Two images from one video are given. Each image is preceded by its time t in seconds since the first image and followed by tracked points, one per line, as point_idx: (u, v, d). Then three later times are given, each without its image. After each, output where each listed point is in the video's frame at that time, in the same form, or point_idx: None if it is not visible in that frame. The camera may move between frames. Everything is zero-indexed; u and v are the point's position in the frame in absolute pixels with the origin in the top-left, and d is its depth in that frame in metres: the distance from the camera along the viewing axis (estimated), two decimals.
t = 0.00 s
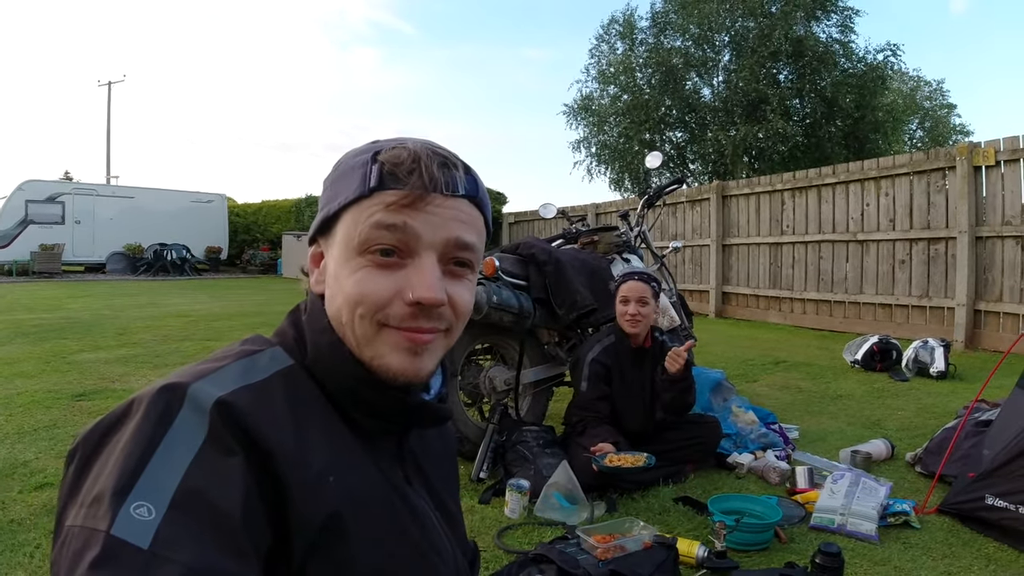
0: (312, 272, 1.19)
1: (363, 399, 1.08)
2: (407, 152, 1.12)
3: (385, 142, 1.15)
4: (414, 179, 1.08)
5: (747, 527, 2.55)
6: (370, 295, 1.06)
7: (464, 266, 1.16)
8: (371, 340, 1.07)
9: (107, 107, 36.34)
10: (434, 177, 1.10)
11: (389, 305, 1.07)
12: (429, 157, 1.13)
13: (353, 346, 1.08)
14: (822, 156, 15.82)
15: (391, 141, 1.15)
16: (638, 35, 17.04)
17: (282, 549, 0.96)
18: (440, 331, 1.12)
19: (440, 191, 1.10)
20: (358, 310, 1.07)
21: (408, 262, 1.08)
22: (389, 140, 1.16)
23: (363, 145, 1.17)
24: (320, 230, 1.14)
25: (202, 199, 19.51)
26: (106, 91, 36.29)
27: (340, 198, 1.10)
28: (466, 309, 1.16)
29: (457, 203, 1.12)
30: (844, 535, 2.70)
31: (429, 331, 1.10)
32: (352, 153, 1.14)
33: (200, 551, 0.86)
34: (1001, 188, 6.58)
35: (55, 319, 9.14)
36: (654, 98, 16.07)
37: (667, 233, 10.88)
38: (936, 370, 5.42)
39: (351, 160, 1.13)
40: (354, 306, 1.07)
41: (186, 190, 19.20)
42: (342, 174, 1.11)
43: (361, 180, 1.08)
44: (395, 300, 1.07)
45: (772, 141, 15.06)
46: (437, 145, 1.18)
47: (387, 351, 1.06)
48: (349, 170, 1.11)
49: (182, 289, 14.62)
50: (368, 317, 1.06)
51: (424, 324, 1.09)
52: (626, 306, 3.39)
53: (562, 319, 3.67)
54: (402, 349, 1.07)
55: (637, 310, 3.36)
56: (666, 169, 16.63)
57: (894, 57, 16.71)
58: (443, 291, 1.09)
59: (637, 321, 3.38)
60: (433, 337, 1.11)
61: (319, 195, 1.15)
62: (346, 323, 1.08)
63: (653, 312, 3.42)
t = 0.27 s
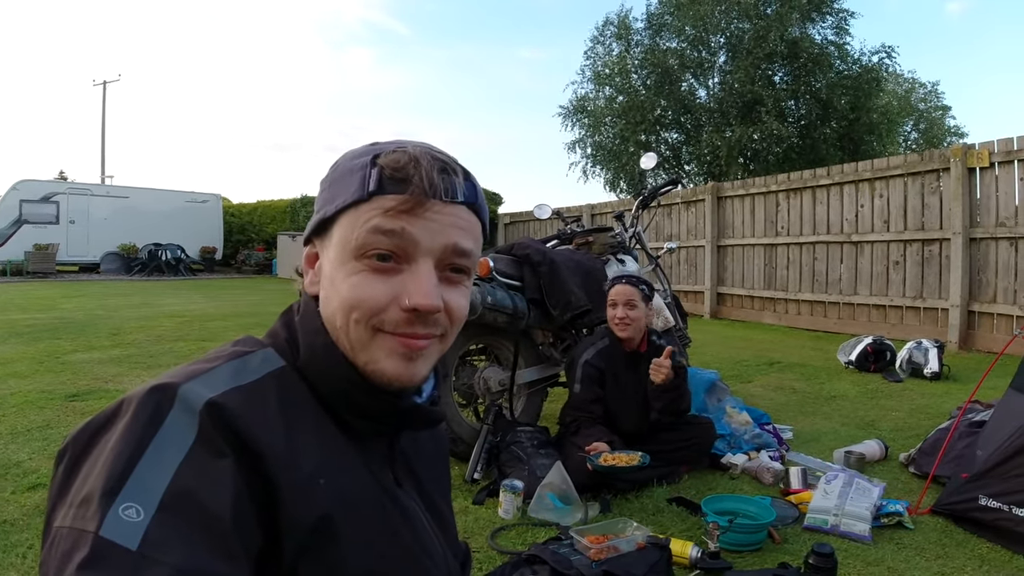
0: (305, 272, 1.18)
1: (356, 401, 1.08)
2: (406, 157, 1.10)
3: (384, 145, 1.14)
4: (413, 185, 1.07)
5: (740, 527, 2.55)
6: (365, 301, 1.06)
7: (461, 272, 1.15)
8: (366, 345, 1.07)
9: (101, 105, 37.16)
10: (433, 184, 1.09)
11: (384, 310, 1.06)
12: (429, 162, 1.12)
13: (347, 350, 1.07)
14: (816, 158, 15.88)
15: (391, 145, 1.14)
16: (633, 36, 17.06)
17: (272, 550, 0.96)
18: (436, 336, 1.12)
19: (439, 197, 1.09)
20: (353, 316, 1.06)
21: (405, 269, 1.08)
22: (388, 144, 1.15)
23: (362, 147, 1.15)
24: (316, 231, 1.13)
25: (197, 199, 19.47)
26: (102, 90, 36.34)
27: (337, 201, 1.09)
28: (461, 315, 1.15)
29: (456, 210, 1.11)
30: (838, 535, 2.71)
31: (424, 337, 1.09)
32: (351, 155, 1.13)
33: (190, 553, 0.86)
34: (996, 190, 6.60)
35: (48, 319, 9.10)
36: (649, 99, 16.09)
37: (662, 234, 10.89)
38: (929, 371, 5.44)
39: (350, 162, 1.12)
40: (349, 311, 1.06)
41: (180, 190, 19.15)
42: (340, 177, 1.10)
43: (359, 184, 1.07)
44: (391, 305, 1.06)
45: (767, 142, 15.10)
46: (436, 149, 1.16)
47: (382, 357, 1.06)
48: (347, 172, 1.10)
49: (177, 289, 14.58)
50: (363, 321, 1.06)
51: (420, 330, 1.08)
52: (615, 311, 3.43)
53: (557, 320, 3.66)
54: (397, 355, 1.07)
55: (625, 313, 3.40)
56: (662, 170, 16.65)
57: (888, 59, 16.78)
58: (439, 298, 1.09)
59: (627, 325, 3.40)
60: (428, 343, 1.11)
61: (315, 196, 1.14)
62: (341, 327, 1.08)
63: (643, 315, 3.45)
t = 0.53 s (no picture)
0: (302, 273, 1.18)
1: (353, 402, 1.08)
2: (402, 157, 1.10)
3: (380, 145, 1.14)
4: (410, 184, 1.07)
5: (737, 528, 2.55)
6: (364, 300, 1.05)
7: (458, 270, 1.15)
8: (364, 344, 1.06)
9: (98, 103, 38.45)
10: (430, 183, 1.09)
11: (383, 309, 1.06)
12: (425, 161, 1.12)
13: (346, 350, 1.07)
14: (813, 159, 15.90)
15: (386, 145, 1.14)
16: (631, 37, 17.07)
17: (268, 550, 0.95)
18: (434, 335, 1.11)
19: (436, 196, 1.09)
20: (352, 315, 1.05)
21: (403, 268, 1.07)
22: (384, 144, 1.15)
23: (356, 148, 1.15)
24: (312, 232, 1.12)
25: (195, 200, 19.43)
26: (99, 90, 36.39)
27: (334, 201, 1.08)
28: (458, 313, 1.15)
29: (452, 209, 1.11)
30: (834, 536, 2.71)
31: (423, 335, 1.09)
32: (346, 156, 1.12)
33: (187, 553, 0.85)
34: (993, 191, 6.61)
35: (44, 320, 9.07)
36: (647, 100, 16.08)
37: (659, 235, 10.90)
38: (927, 372, 5.44)
39: (345, 163, 1.11)
40: (348, 310, 1.06)
41: (177, 190, 19.12)
42: (336, 177, 1.09)
43: (356, 184, 1.07)
44: (390, 304, 1.06)
45: (764, 143, 15.12)
46: (432, 150, 1.16)
47: (381, 356, 1.05)
48: (343, 173, 1.09)
49: (174, 290, 14.55)
50: (362, 320, 1.05)
51: (418, 329, 1.08)
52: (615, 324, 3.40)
53: (553, 321, 3.66)
54: (396, 354, 1.07)
55: (626, 328, 3.37)
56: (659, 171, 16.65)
57: (886, 60, 16.80)
58: (438, 297, 1.09)
59: (627, 339, 3.37)
60: (426, 341, 1.10)
61: (311, 197, 1.14)
62: (339, 327, 1.07)
63: (643, 329, 3.43)
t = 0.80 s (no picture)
0: (298, 274, 1.17)
1: (348, 403, 1.07)
2: (398, 158, 1.10)
3: (376, 146, 1.13)
4: (404, 185, 1.06)
5: (736, 529, 2.55)
6: (359, 301, 1.04)
7: (453, 271, 1.14)
8: (360, 347, 1.05)
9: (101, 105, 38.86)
10: (426, 184, 1.08)
11: (379, 310, 1.05)
12: (420, 162, 1.11)
13: (341, 352, 1.06)
14: (814, 160, 15.89)
15: (383, 146, 1.13)
16: (631, 38, 17.07)
17: (262, 552, 0.94)
18: (429, 336, 1.11)
19: (431, 197, 1.08)
20: (347, 318, 1.05)
21: (398, 268, 1.07)
22: (380, 145, 1.14)
23: (352, 149, 1.14)
24: (308, 233, 1.12)
25: (195, 201, 19.44)
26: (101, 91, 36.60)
27: (329, 202, 1.08)
28: (454, 315, 1.15)
29: (448, 210, 1.11)
30: (833, 537, 2.70)
31: (418, 337, 1.08)
32: (343, 157, 1.12)
33: (181, 555, 0.84)
34: (993, 192, 6.60)
35: (45, 321, 9.08)
36: (647, 101, 16.08)
37: (660, 236, 10.89)
38: (927, 373, 5.43)
39: (341, 163, 1.11)
40: (343, 312, 1.05)
41: (178, 191, 19.13)
42: (332, 178, 1.09)
43: (351, 185, 1.06)
44: (385, 305, 1.05)
45: (765, 144, 15.11)
46: (428, 151, 1.16)
47: (376, 358, 1.05)
48: (339, 173, 1.09)
49: (174, 290, 14.55)
50: (357, 323, 1.05)
51: (413, 331, 1.07)
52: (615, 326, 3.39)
53: (553, 322, 3.66)
54: (392, 356, 1.06)
55: (626, 329, 3.37)
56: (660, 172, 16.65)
57: (886, 60, 16.79)
58: (433, 298, 1.08)
59: (627, 340, 3.37)
60: (422, 343, 1.10)
61: (307, 199, 1.13)
62: (334, 329, 1.06)
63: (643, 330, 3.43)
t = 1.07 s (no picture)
0: (298, 274, 1.12)
1: (349, 405, 1.06)
2: (420, 159, 1.10)
3: (391, 146, 1.12)
4: (434, 185, 1.07)
5: (737, 530, 2.54)
6: (389, 301, 1.03)
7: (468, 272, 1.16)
8: (386, 347, 1.04)
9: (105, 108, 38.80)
10: (450, 186, 1.10)
11: (408, 311, 1.04)
12: (440, 164, 1.12)
13: (365, 353, 1.04)
14: (818, 160, 15.84)
15: (398, 147, 1.13)
16: (634, 39, 17.07)
17: (260, 553, 0.94)
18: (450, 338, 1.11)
19: (457, 200, 1.10)
20: (375, 318, 1.03)
21: (425, 269, 1.06)
22: (394, 145, 1.13)
23: (362, 146, 1.12)
24: (321, 231, 1.07)
25: (199, 202, 19.48)
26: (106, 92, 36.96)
27: (353, 201, 1.05)
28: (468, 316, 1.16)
29: (469, 212, 1.13)
30: (836, 539, 2.69)
31: (442, 338, 1.08)
32: (359, 154, 1.10)
33: (178, 555, 0.84)
34: (997, 192, 6.58)
35: (48, 322, 9.09)
36: (650, 101, 16.07)
37: (663, 236, 10.88)
38: (931, 373, 5.42)
39: (358, 161, 1.08)
40: (370, 312, 1.03)
41: (182, 192, 19.16)
42: (354, 175, 1.06)
43: (378, 184, 1.05)
44: (415, 306, 1.04)
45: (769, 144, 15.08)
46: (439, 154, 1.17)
47: (404, 359, 1.04)
48: (361, 172, 1.06)
49: (178, 291, 14.58)
50: (387, 324, 1.03)
51: (440, 331, 1.07)
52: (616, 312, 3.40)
53: (554, 322, 3.65)
54: (419, 356, 1.06)
55: (628, 313, 3.37)
56: (663, 172, 16.62)
57: (891, 60, 16.75)
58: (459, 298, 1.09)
59: (629, 324, 3.37)
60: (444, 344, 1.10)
61: (319, 196, 1.09)
62: (358, 330, 1.04)
63: (645, 315, 3.43)
